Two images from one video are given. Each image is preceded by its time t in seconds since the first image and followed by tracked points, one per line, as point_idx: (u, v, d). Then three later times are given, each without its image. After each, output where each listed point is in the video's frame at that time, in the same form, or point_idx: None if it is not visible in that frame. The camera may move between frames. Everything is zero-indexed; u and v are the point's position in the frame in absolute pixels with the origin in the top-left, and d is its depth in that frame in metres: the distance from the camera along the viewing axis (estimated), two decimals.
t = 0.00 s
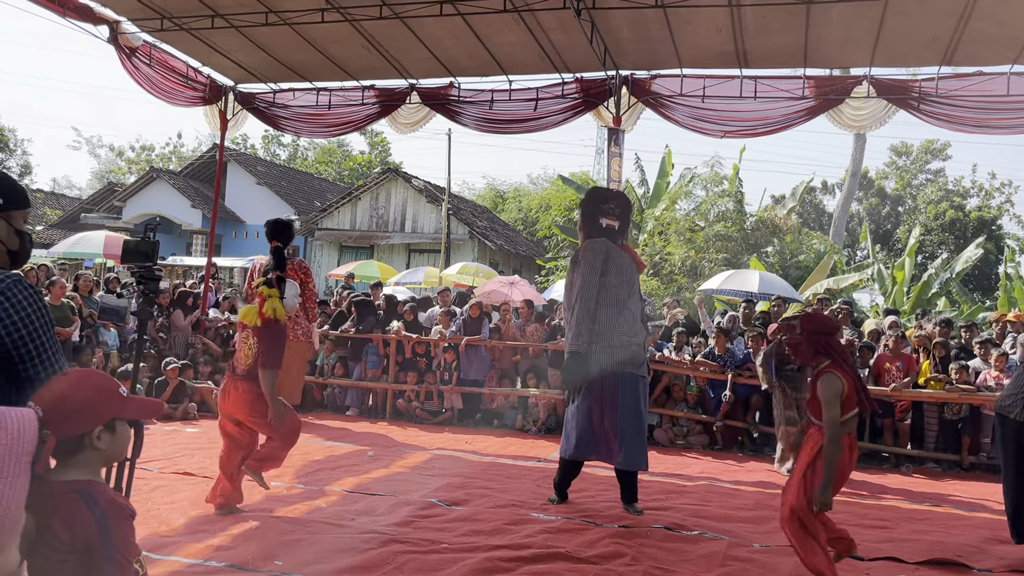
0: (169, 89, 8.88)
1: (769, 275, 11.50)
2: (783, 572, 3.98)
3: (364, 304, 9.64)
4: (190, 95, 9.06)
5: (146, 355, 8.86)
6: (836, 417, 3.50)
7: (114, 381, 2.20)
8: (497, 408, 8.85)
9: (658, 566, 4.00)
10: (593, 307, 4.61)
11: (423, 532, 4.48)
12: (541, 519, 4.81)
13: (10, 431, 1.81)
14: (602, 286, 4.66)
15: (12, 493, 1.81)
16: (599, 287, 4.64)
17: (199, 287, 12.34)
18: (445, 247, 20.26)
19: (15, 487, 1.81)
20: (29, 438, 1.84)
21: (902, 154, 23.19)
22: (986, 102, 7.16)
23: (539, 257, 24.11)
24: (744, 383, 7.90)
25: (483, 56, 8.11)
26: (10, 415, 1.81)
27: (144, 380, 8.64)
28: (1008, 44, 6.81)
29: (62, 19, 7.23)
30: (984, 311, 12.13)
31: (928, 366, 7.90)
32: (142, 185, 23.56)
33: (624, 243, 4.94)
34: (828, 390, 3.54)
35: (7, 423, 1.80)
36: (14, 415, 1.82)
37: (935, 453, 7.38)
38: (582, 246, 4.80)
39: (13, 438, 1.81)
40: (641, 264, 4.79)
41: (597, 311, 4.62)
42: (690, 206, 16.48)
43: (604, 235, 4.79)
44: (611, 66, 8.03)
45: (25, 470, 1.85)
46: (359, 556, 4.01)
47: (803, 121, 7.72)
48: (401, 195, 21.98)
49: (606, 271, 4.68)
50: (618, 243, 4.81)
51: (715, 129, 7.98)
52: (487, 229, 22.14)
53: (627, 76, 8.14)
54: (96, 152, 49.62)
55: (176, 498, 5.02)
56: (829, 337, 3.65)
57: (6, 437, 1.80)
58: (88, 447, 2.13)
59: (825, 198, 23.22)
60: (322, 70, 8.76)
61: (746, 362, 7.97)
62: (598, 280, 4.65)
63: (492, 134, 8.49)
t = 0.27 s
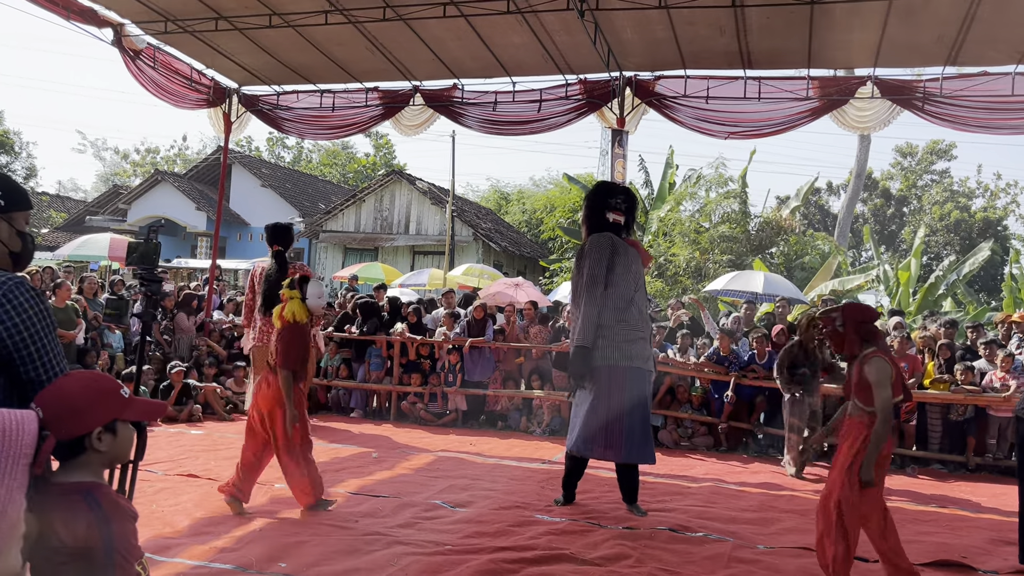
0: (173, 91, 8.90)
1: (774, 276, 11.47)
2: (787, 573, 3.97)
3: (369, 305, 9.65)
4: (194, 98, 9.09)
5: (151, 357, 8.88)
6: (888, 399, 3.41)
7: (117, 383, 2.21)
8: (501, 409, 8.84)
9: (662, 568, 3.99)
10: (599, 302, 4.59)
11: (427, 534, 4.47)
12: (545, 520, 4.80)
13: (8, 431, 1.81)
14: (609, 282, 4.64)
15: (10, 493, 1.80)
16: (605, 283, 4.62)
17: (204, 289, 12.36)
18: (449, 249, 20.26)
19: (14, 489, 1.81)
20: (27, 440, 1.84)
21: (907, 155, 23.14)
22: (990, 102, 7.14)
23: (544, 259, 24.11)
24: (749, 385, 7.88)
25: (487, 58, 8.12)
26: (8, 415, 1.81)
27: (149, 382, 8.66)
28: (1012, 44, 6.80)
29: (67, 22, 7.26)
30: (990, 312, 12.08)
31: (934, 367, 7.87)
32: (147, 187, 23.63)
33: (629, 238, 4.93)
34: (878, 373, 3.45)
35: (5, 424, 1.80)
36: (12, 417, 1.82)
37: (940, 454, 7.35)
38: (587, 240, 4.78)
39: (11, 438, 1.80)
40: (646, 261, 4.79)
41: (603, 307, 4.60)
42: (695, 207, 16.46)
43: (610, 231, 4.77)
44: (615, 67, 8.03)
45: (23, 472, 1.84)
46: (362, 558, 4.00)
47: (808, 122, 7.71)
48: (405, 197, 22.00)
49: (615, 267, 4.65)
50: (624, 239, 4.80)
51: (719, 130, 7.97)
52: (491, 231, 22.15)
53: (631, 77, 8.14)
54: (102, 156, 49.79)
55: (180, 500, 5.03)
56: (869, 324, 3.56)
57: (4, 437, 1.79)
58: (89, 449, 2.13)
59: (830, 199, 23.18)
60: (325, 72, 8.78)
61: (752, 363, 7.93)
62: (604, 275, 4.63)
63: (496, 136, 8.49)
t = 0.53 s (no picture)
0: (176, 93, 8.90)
1: (776, 277, 11.45)
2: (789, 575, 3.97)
3: (371, 307, 9.65)
4: (197, 100, 9.10)
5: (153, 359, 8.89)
6: (901, 406, 3.57)
7: (118, 385, 2.21)
8: (503, 411, 8.83)
9: (664, 570, 3.99)
10: (604, 308, 4.60)
11: (429, 535, 4.48)
12: (547, 522, 4.80)
13: (10, 436, 1.82)
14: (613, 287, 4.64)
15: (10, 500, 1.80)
16: (610, 288, 4.63)
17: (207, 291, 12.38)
18: (451, 251, 20.27)
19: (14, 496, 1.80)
20: (30, 445, 1.84)
21: (909, 155, 23.13)
22: (992, 103, 7.13)
23: (546, 260, 24.12)
24: (751, 386, 7.88)
25: (488, 59, 8.12)
26: (13, 419, 1.83)
27: (151, 384, 8.67)
28: (1014, 44, 6.80)
29: (70, 25, 7.29)
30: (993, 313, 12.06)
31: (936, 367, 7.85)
32: (150, 189, 23.67)
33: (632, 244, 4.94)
34: (895, 380, 3.61)
35: (6, 429, 1.81)
36: (15, 422, 1.83)
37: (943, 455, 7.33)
38: (592, 246, 4.78)
39: (14, 443, 1.81)
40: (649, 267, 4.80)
41: (606, 312, 4.60)
42: (697, 208, 16.44)
43: (614, 236, 4.77)
44: (617, 68, 8.03)
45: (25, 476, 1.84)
46: (365, 560, 4.00)
47: (810, 122, 7.70)
48: (407, 199, 22.02)
49: (619, 272, 4.66)
50: (628, 245, 4.80)
51: (721, 131, 7.97)
52: (493, 233, 22.15)
53: (632, 78, 8.14)
54: (105, 158, 49.86)
55: (183, 502, 5.03)
56: (897, 334, 3.62)
57: (6, 442, 1.80)
58: (89, 451, 2.13)
59: (832, 200, 23.16)
60: (327, 74, 8.80)
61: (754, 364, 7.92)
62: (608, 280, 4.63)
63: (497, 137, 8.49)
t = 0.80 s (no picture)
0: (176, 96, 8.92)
1: (776, 278, 11.44)
2: None
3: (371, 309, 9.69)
4: (197, 102, 9.11)
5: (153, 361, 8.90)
6: (910, 397, 3.77)
7: (119, 386, 2.21)
8: (504, 412, 8.83)
9: (665, 571, 3.99)
10: (606, 306, 4.60)
11: (430, 537, 4.47)
12: (548, 524, 4.80)
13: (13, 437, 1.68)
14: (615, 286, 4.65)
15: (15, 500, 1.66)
16: (611, 287, 4.63)
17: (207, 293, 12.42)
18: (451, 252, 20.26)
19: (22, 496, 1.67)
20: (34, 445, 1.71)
21: (909, 156, 23.14)
22: (993, 104, 7.13)
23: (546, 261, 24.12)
24: (751, 387, 7.87)
25: (488, 61, 8.12)
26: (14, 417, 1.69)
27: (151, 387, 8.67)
28: (1013, 45, 6.80)
29: (70, 27, 7.29)
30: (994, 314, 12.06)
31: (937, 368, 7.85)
32: (150, 191, 23.68)
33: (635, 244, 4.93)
34: (904, 373, 3.82)
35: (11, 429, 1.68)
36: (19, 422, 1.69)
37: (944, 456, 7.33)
38: (593, 245, 4.79)
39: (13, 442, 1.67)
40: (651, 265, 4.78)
41: (608, 310, 4.61)
42: (696, 208, 16.45)
43: (616, 235, 4.77)
44: (617, 70, 8.04)
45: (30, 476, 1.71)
46: (366, 561, 4.00)
47: (808, 123, 7.69)
48: (407, 200, 22.02)
49: (620, 271, 4.66)
50: (631, 244, 4.80)
51: (721, 132, 7.98)
52: (494, 234, 22.15)
53: (632, 79, 8.15)
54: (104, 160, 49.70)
55: (183, 505, 5.03)
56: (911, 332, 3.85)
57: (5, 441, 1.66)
58: (89, 453, 2.13)
59: (832, 201, 23.17)
60: (327, 76, 8.80)
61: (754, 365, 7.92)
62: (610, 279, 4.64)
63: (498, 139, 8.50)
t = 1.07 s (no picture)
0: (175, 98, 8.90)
1: (775, 279, 11.45)
2: None
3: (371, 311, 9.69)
4: (195, 104, 9.06)
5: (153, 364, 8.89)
6: (913, 410, 3.72)
7: (117, 389, 2.21)
8: (503, 414, 8.83)
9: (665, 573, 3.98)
10: (597, 306, 4.61)
11: (430, 539, 4.47)
12: (548, 525, 4.79)
13: (12, 440, 1.62)
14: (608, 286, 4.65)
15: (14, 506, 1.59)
16: (604, 286, 4.63)
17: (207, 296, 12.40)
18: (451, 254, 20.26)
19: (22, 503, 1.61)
20: (34, 450, 1.64)
21: (908, 157, 23.17)
22: (992, 105, 7.14)
23: (545, 262, 24.12)
24: (751, 388, 7.86)
25: (487, 62, 8.12)
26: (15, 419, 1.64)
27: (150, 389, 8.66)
28: (1012, 46, 6.81)
29: (69, 30, 7.29)
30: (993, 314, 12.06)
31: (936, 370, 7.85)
32: (149, 194, 23.68)
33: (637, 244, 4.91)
34: (903, 386, 3.77)
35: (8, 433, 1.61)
36: (18, 425, 1.63)
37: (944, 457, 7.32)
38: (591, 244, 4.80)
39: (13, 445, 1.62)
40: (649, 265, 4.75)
41: (600, 310, 4.62)
42: (695, 210, 16.46)
43: (614, 235, 4.76)
44: (616, 71, 8.05)
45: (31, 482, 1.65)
46: (366, 563, 4.00)
47: (807, 125, 7.69)
48: (407, 202, 22.03)
49: (613, 270, 4.66)
50: (628, 244, 4.78)
51: (720, 134, 7.99)
52: (493, 235, 22.15)
53: (631, 81, 8.16)
54: (103, 162, 49.67)
55: (183, 507, 5.02)
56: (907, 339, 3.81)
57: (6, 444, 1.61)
58: (85, 456, 2.12)
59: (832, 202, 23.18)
60: (326, 78, 8.80)
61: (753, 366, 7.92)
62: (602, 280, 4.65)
63: (498, 140, 8.49)
